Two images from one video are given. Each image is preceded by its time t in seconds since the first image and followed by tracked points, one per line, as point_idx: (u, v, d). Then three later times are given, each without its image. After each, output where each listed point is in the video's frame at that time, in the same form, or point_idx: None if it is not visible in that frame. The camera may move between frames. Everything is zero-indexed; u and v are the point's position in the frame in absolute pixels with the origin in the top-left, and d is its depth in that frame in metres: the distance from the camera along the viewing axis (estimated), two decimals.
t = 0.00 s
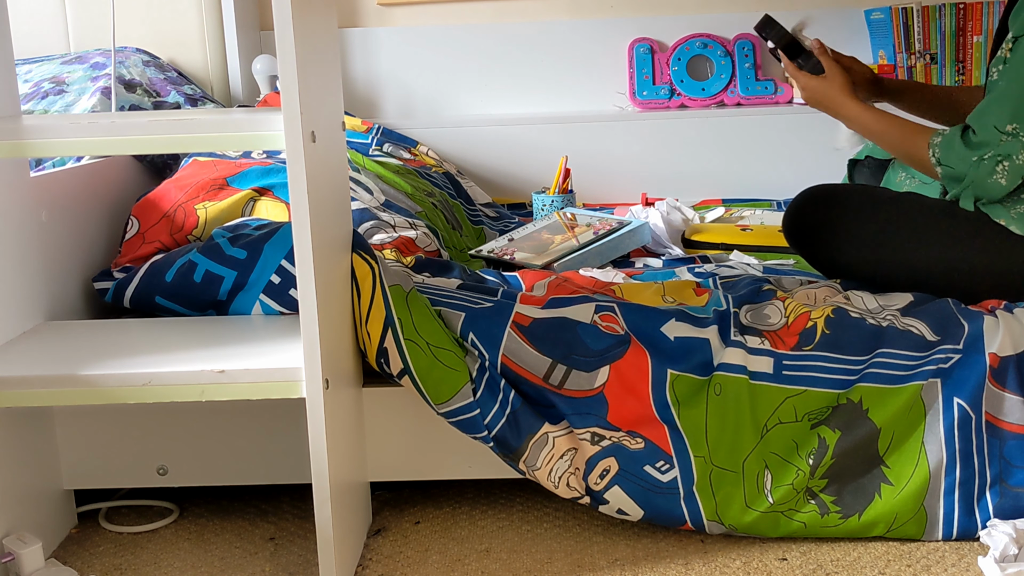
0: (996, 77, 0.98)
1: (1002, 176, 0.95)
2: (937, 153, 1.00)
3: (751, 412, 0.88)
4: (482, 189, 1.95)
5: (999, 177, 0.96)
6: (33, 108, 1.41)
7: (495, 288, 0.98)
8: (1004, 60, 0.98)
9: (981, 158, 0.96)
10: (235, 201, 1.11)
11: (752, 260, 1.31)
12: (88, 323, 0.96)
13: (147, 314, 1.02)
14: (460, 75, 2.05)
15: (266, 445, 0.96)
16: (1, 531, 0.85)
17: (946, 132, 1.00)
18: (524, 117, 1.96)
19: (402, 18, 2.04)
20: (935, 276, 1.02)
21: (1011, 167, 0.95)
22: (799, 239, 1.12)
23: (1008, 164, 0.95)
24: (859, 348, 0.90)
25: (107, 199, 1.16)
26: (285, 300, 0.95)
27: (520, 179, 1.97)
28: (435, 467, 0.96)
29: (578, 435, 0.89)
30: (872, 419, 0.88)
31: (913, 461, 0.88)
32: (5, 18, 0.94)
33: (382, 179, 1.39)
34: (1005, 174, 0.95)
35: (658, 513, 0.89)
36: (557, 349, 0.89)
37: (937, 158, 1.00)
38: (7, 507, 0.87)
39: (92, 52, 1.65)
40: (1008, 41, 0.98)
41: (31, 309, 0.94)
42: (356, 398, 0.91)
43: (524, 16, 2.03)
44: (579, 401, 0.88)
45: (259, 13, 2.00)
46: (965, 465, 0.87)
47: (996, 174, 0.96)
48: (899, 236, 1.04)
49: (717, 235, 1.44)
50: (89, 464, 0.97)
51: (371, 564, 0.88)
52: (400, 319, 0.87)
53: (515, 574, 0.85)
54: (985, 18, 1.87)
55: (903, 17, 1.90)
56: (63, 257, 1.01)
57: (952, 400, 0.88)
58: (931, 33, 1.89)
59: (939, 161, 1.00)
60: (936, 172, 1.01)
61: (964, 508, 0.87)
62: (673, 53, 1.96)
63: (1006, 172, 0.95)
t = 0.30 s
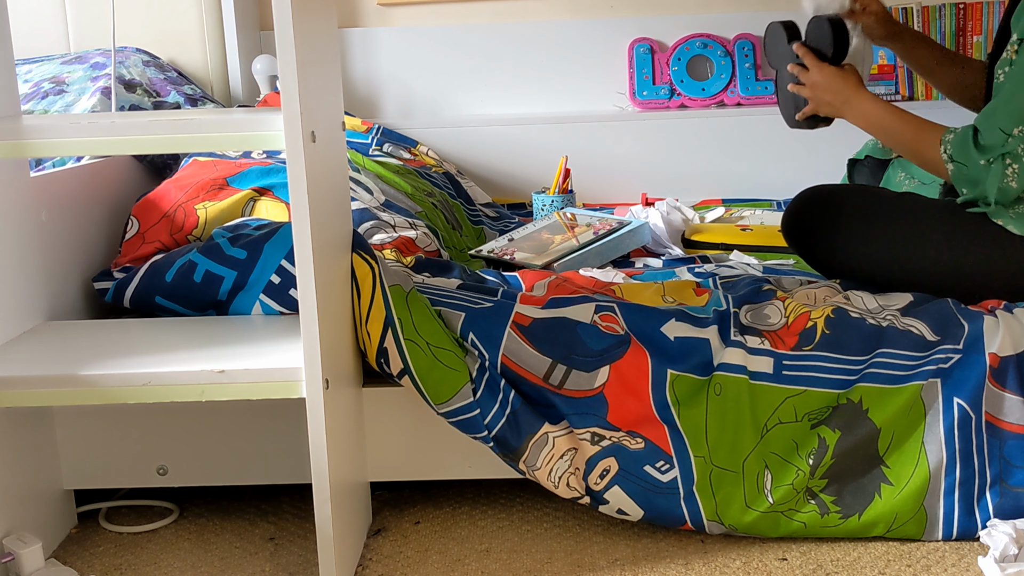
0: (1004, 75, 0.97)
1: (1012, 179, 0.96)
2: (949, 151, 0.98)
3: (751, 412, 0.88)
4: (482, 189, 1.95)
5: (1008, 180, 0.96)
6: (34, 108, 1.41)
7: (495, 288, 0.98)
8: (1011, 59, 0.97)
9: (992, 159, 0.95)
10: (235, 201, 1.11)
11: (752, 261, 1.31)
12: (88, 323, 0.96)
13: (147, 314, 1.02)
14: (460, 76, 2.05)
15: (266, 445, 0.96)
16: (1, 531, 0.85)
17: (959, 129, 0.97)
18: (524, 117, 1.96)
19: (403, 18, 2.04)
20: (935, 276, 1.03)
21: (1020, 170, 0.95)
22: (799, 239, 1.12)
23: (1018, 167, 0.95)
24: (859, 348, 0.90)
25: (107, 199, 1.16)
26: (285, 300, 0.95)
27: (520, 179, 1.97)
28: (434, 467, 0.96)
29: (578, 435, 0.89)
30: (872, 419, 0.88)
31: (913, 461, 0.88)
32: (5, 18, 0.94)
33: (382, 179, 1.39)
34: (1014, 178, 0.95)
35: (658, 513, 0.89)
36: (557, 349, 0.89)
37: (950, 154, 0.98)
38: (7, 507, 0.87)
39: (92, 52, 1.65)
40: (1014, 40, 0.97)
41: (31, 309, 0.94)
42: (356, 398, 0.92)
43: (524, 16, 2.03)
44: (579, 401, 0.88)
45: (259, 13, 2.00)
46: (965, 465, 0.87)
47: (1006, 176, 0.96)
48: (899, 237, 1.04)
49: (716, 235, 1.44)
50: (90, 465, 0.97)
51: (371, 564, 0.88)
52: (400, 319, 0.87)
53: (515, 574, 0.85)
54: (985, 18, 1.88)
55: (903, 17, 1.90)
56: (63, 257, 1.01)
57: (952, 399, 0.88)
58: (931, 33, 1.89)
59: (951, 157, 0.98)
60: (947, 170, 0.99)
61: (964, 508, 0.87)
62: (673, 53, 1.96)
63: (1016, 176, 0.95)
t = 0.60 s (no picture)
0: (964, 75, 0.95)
1: (963, 176, 0.94)
2: (900, 148, 0.99)
3: (752, 412, 0.88)
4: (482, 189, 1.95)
5: (960, 177, 0.94)
6: (34, 108, 1.41)
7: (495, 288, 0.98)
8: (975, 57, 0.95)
9: (939, 157, 0.94)
10: (235, 202, 1.11)
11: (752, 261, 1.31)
12: (88, 323, 0.96)
13: (147, 314, 1.02)
14: (460, 76, 2.05)
15: (266, 445, 0.96)
16: (1, 531, 0.85)
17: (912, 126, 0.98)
18: (524, 117, 1.95)
19: (403, 18, 2.04)
20: (935, 276, 1.03)
21: (971, 167, 0.93)
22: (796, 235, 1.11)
23: (968, 164, 0.93)
24: (859, 348, 0.90)
25: (107, 199, 1.16)
26: (285, 300, 0.95)
27: (520, 179, 1.97)
28: (434, 468, 0.96)
29: (578, 435, 0.89)
30: (872, 419, 0.88)
31: (913, 461, 0.88)
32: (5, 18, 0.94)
33: (382, 179, 1.39)
34: (965, 176, 0.93)
35: (658, 513, 0.89)
36: (557, 349, 0.89)
37: (902, 151, 0.99)
38: (8, 507, 0.87)
39: (92, 52, 1.65)
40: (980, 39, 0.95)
41: (31, 309, 0.94)
42: (356, 398, 0.91)
43: (524, 16, 2.03)
44: (579, 401, 0.88)
45: (259, 13, 2.00)
46: (965, 465, 0.87)
47: (957, 172, 0.94)
48: (899, 237, 1.04)
49: (717, 235, 1.44)
50: (90, 465, 0.97)
51: (371, 564, 0.88)
52: (400, 319, 0.87)
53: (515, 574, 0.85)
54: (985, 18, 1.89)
55: (903, 17, 1.91)
56: (63, 257, 1.01)
57: (952, 400, 0.88)
58: (931, 32, 1.90)
59: (902, 155, 0.99)
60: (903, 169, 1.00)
61: (964, 508, 0.87)
62: (673, 53, 1.96)
63: (966, 172, 0.93)
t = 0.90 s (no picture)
0: (833, 127, 1.10)
1: (903, 194, 1.07)
2: (834, 194, 1.12)
3: (751, 411, 0.88)
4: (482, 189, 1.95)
5: (903, 196, 1.07)
6: (34, 108, 1.41)
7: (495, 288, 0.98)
8: (833, 111, 1.09)
9: (872, 190, 1.08)
10: (235, 202, 1.11)
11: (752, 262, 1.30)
12: (87, 323, 0.96)
13: (147, 314, 1.02)
14: (460, 75, 2.05)
15: (266, 445, 0.97)
16: (1, 531, 0.86)
17: (829, 179, 1.12)
18: (524, 117, 1.95)
19: (403, 18, 2.04)
20: (933, 277, 1.03)
21: (908, 184, 1.07)
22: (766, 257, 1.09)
23: (904, 182, 1.07)
24: (858, 347, 0.90)
25: (107, 199, 1.16)
26: (285, 300, 0.95)
27: (521, 179, 1.97)
28: (434, 468, 0.96)
29: (578, 435, 0.89)
30: (872, 418, 0.88)
31: (912, 460, 0.88)
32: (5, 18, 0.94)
33: (382, 179, 1.39)
34: (906, 191, 1.07)
35: (658, 513, 0.89)
36: (557, 349, 0.89)
37: (836, 196, 1.11)
38: (8, 507, 0.87)
39: (92, 52, 1.65)
40: (826, 95, 1.09)
41: (31, 309, 0.94)
42: (356, 398, 0.91)
43: (524, 16, 2.03)
44: (579, 401, 0.88)
45: (259, 13, 1.99)
46: (964, 463, 0.87)
47: (895, 195, 1.07)
48: (898, 237, 1.04)
49: (717, 236, 1.42)
50: (89, 465, 0.97)
51: (371, 564, 0.88)
52: (400, 319, 0.87)
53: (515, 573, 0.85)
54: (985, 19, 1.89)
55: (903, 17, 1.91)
56: (63, 257, 1.01)
57: (951, 398, 0.88)
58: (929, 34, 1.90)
59: (838, 199, 1.12)
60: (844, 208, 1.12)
61: (964, 507, 0.87)
62: (673, 53, 1.96)
63: (906, 189, 1.07)
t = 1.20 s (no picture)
0: (833, 128, 1.10)
1: (904, 195, 1.07)
2: (835, 195, 1.11)
3: (751, 411, 0.88)
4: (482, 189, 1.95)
5: (903, 198, 1.07)
6: (34, 108, 1.41)
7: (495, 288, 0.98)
8: (833, 112, 1.10)
9: (872, 191, 1.08)
10: (235, 201, 1.11)
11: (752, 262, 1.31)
12: (87, 323, 0.96)
13: (147, 314, 1.02)
14: (460, 75, 2.05)
15: (266, 445, 0.97)
16: (1, 531, 0.86)
17: (829, 180, 1.11)
18: (524, 117, 1.95)
19: (403, 18, 2.04)
20: (933, 277, 1.03)
21: (908, 185, 1.06)
22: (758, 259, 1.10)
23: (905, 184, 1.06)
24: (858, 347, 0.90)
25: (107, 199, 1.16)
26: (285, 300, 0.95)
27: (521, 179, 1.97)
28: (434, 468, 0.96)
29: (578, 435, 0.89)
30: (872, 418, 0.88)
31: (912, 460, 0.88)
32: (5, 18, 0.94)
33: (382, 179, 1.39)
34: (907, 193, 1.07)
35: (658, 513, 0.89)
36: (557, 349, 0.89)
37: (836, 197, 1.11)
38: (8, 507, 0.87)
39: (92, 52, 1.65)
40: (827, 97, 1.09)
41: (31, 309, 0.94)
42: (356, 399, 0.91)
43: (524, 16, 2.03)
44: (579, 401, 0.88)
45: (259, 13, 1.99)
46: (964, 463, 0.87)
47: (895, 195, 1.07)
48: (898, 237, 1.04)
49: (716, 236, 1.42)
50: (89, 465, 0.97)
51: (371, 564, 0.88)
52: (400, 319, 0.87)
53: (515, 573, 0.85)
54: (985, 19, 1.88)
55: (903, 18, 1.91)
56: (63, 257, 1.01)
57: (951, 398, 0.88)
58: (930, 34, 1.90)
59: (838, 199, 1.11)
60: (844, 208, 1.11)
61: (964, 507, 0.87)
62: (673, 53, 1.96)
63: (907, 191, 1.07)
